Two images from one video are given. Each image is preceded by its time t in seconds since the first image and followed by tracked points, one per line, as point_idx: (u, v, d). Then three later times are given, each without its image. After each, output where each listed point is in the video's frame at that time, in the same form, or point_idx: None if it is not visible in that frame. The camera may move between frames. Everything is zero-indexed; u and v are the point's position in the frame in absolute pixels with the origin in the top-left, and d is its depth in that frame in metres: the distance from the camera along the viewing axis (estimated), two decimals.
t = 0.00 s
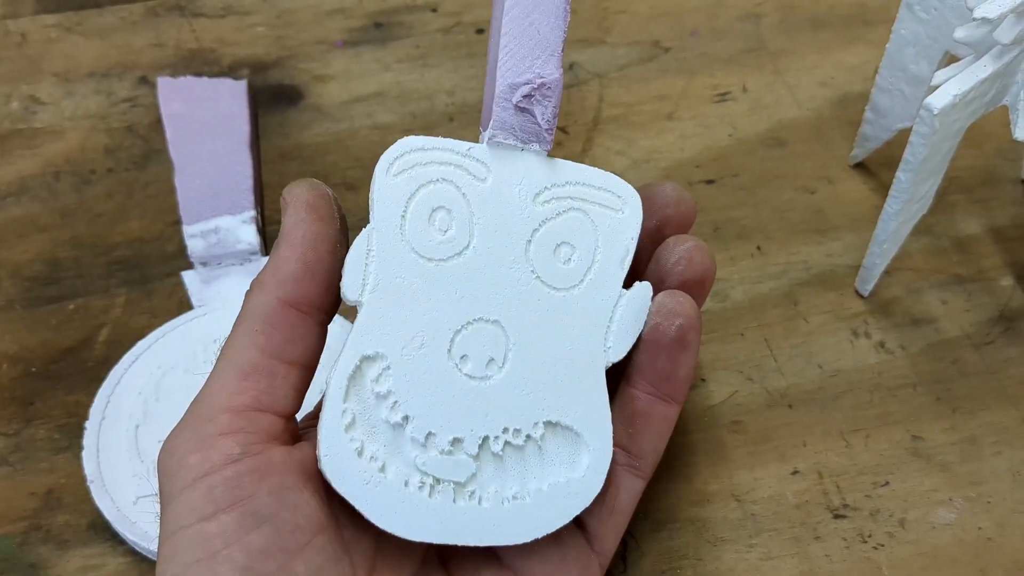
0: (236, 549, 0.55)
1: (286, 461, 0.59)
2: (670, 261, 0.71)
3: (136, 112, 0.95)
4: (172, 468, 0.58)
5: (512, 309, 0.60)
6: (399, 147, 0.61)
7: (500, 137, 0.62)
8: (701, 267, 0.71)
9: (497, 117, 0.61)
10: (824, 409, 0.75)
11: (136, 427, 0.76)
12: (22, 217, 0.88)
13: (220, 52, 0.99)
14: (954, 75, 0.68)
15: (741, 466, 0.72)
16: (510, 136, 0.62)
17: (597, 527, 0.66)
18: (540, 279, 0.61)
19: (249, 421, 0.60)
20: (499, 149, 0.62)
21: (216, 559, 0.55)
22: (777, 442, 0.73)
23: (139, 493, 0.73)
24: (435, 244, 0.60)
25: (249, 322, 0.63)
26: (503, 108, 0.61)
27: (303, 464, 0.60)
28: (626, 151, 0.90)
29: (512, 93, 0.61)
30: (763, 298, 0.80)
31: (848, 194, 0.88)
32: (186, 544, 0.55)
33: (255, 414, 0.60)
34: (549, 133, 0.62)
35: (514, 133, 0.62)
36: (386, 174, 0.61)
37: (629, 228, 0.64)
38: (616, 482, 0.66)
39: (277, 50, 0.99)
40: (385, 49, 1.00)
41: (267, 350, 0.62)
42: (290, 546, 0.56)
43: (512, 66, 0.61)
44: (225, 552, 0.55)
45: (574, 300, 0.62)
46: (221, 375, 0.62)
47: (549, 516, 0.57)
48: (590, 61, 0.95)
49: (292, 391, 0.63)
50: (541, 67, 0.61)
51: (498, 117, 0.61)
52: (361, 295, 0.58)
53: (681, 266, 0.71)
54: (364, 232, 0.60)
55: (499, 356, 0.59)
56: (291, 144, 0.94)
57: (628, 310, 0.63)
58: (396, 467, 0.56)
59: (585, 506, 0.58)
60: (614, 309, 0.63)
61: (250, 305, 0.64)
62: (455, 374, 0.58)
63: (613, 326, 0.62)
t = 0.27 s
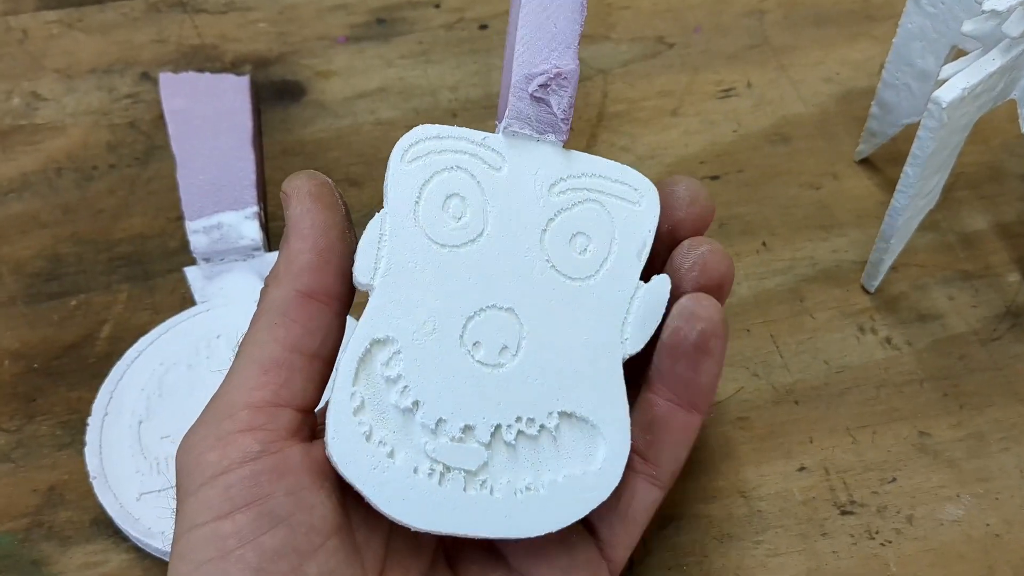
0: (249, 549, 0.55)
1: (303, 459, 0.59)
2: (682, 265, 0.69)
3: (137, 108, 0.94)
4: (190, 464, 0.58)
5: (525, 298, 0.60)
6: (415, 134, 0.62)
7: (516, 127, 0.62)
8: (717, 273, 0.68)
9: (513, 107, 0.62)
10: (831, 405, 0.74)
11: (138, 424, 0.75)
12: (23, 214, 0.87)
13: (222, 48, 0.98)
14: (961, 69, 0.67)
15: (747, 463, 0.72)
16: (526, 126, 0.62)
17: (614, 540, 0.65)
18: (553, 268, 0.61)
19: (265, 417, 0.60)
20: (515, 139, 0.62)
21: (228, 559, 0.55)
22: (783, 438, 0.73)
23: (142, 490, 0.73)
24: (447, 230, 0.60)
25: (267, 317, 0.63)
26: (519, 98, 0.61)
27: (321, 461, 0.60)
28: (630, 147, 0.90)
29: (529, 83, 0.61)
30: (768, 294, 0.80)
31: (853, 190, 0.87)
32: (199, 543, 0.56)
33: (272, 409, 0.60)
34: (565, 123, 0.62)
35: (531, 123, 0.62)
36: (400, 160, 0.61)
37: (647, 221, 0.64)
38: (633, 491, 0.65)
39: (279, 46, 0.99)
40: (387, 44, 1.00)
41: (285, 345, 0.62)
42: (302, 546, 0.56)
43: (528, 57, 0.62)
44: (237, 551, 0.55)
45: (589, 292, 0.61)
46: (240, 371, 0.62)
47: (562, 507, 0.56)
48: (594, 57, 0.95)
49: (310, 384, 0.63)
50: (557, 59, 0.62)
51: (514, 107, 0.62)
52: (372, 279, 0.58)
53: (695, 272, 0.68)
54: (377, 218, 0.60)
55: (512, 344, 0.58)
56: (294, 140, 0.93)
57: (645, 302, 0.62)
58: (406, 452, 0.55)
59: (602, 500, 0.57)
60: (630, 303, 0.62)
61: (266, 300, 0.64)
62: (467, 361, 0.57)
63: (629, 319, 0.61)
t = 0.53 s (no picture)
0: (250, 546, 0.55)
1: (307, 455, 0.59)
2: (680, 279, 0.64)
3: (134, 105, 0.94)
4: (193, 460, 0.58)
5: (525, 277, 0.59)
6: (399, 127, 0.63)
7: (503, 106, 0.62)
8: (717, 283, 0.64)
9: (498, 85, 0.62)
10: (829, 403, 0.74)
11: (133, 421, 0.74)
12: (19, 211, 0.87)
13: (219, 45, 0.98)
14: (960, 65, 0.67)
15: (745, 460, 0.71)
16: (513, 104, 0.62)
17: (627, 556, 0.66)
18: (554, 244, 0.60)
19: (270, 412, 0.59)
20: (503, 117, 0.62)
21: (229, 555, 0.54)
22: (782, 436, 0.72)
23: (137, 488, 0.72)
24: (439, 216, 0.60)
25: (272, 314, 0.63)
26: (502, 76, 0.62)
27: (326, 459, 0.59)
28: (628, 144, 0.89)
29: (511, 59, 0.62)
30: (767, 291, 0.80)
31: (851, 187, 0.87)
32: (202, 538, 0.55)
33: (278, 405, 0.60)
34: (551, 96, 0.62)
35: (516, 100, 0.62)
36: (389, 153, 0.62)
37: (648, 184, 0.62)
38: (645, 514, 0.66)
39: (277, 43, 0.98)
40: (385, 41, 0.99)
41: (291, 341, 0.62)
42: (303, 545, 0.56)
43: (510, 37, 0.63)
44: (239, 548, 0.54)
45: (593, 264, 0.59)
46: (245, 368, 0.62)
47: (579, 485, 0.54)
48: (593, 54, 0.95)
49: (314, 381, 0.62)
50: (537, 33, 0.63)
51: (499, 86, 0.62)
52: (366, 272, 0.59)
53: (690, 283, 0.64)
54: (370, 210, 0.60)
55: (513, 324, 0.57)
56: (290, 138, 0.93)
57: (653, 269, 0.60)
58: (409, 441, 0.55)
59: (616, 474, 0.55)
60: (636, 270, 0.59)
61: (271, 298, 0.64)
62: (468, 344, 0.57)
63: (635, 292, 0.59)
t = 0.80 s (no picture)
0: (244, 537, 0.54)
1: (309, 451, 0.58)
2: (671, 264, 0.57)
3: (133, 103, 0.94)
4: (199, 451, 0.59)
5: (508, 251, 0.55)
6: (397, 134, 0.64)
7: (487, 86, 0.61)
8: (717, 257, 0.56)
9: (479, 67, 0.62)
10: (830, 402, 0.73)
11: (132, 420, 0.73)
12: (17, 209, 0.87)
13: (219, 42, 0.99)
14: (962, 63, 0.67)
15: (746, 460, 0.71)
16: (496, 82, 0.61)
17: (610, 554, 0.63)
18: (535, 214, 0.55)
19: (275, 408, 0.59)
20: (488, 96, 0.61)
21: (223, 545, 0.54)
22: (783, 435, 0.72)
23: (135, 487, 0.70)
24: (429, 209, 0.59)
25: (283, 315, 0.63)
26: (481, 58, 0.62)
27: (328, 457, 0.59)
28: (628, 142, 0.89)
29: (488, 38, 0.62)
30: (768, 290, 0.79)
31: (853, 185, 0.86)
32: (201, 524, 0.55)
33: (284, 401, 0.60)
34: (530, 66, 0.61)
35: (498, 78, 0.61)
36: (389, 158, 0.63)
37: (635, 133, 0.54)
38: (626, 507, 0.61)
39: (276, 41, 0.99)
40: (385, 39, 0.99)
41: (299, 339, 0.62)
42: (299, 538, 0.55)
43: (487, 17, 0.62)
44: (233, 538, 0.54)
45: (579, 230, 0.53)
46: (255, 366, 0.62)
47: (553, 463, 0.48)
48: (593, 51, 0.97)
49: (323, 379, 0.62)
50: (512, 6, 0.62)
51: (480, 68, 0.62)
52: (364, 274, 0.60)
53: (687, 255, 0.56)
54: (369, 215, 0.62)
55: (494, 304, 0.53)
56: (289, 136, 0.93)
57: (638, 223, 0.52)
58: (393, 431, 0.54)
59: (598, 448, 0.47)
60: (620, 227, 0.52)
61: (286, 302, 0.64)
62: (449, 330, 0.54)
63: (618, 246, 0.51)
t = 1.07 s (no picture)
0: (243, 545, 0.54)
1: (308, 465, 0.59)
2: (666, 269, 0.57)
3: (131, 110, 0.94)
4: (201, 460, 0.58)
5: (503, 241, 0.53)
6: (402, 154, 0.65)
7: (478, 94, 0.61)
8: (716, 262, 0.56)
9: (468, 76, 0.62)
10: (826, 410, 0.73)
11: (129, 428, 0.73)
12: (15, 216, 0.87)
13: (216, 48, 0.99)
14: (958, 72, 0.67)
15: (742, 468, 0.71)
16: (485, 88, 0.62)
17: (594, 564, 0.61)
18: (526, 203, 0.53)
19: (279, 421, 0.60)
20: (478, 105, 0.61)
21: (222, 551, 0.54)
22: (780, 443, 0.72)
23: (132, 496, 0.70)
24: (432, 215, 0.59)
25: (289, 331, 0.64)
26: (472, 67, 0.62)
27: (325, 471, 0.60)
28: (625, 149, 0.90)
29: (473, 47, 0.61)
30: (764, 297, 0.80)
31: (850, 192, 0.86)
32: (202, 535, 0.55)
33: (287, 413, 0.61)
34: (515, 69, 0.61)
35: (487, 84, 0.62)
36: (396, 177, 0.64)
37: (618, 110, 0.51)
38: (604, 516, 0.59)
39: (273, 48, 1.00)
40: (383, 45, 1.00)
41: (305, 352, 0.62)
42: (297, 548, 0.55)
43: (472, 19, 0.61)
44: (232, 545, 0.54)
45: (569, 209, 0.50)
46: (259, 379, 0.62)
47: (549, 439, 0.45)
48: (591, 58, 0.97)
49: (326, 394, 0.63)
50: (493, 8, 0.60)
51: (469, 76, 0.62)
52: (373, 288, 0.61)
53: (684, 259, 0.56)
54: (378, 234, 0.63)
55: (491, 295, 0.52)
56: (287, 142, 0.93)
57: (622, 193, 0.48)
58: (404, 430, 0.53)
59: (594, 417, 0.43)
60: (606, 201, 0.49)
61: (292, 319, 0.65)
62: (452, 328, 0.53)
63: (606, 218, 0.48)
